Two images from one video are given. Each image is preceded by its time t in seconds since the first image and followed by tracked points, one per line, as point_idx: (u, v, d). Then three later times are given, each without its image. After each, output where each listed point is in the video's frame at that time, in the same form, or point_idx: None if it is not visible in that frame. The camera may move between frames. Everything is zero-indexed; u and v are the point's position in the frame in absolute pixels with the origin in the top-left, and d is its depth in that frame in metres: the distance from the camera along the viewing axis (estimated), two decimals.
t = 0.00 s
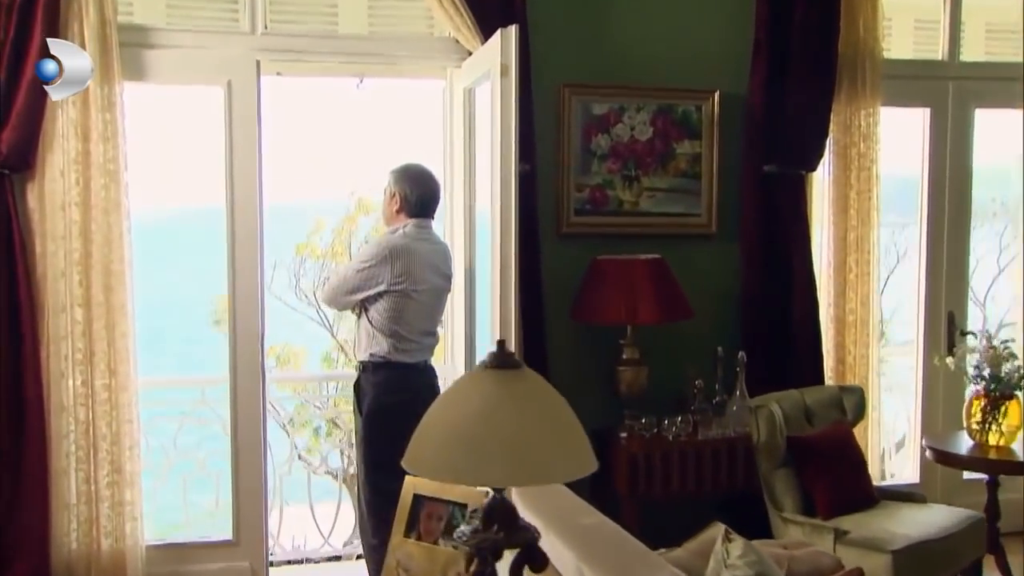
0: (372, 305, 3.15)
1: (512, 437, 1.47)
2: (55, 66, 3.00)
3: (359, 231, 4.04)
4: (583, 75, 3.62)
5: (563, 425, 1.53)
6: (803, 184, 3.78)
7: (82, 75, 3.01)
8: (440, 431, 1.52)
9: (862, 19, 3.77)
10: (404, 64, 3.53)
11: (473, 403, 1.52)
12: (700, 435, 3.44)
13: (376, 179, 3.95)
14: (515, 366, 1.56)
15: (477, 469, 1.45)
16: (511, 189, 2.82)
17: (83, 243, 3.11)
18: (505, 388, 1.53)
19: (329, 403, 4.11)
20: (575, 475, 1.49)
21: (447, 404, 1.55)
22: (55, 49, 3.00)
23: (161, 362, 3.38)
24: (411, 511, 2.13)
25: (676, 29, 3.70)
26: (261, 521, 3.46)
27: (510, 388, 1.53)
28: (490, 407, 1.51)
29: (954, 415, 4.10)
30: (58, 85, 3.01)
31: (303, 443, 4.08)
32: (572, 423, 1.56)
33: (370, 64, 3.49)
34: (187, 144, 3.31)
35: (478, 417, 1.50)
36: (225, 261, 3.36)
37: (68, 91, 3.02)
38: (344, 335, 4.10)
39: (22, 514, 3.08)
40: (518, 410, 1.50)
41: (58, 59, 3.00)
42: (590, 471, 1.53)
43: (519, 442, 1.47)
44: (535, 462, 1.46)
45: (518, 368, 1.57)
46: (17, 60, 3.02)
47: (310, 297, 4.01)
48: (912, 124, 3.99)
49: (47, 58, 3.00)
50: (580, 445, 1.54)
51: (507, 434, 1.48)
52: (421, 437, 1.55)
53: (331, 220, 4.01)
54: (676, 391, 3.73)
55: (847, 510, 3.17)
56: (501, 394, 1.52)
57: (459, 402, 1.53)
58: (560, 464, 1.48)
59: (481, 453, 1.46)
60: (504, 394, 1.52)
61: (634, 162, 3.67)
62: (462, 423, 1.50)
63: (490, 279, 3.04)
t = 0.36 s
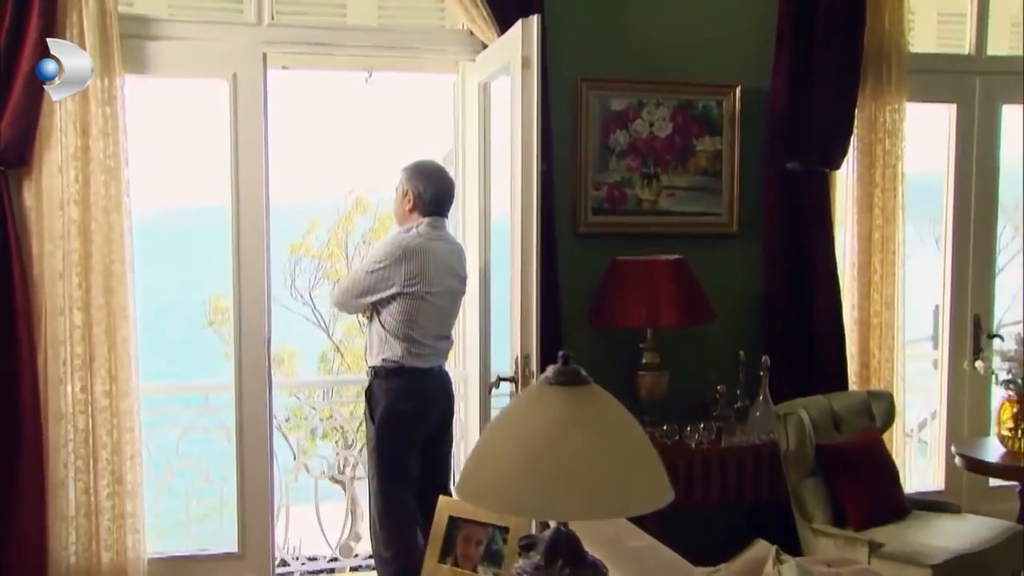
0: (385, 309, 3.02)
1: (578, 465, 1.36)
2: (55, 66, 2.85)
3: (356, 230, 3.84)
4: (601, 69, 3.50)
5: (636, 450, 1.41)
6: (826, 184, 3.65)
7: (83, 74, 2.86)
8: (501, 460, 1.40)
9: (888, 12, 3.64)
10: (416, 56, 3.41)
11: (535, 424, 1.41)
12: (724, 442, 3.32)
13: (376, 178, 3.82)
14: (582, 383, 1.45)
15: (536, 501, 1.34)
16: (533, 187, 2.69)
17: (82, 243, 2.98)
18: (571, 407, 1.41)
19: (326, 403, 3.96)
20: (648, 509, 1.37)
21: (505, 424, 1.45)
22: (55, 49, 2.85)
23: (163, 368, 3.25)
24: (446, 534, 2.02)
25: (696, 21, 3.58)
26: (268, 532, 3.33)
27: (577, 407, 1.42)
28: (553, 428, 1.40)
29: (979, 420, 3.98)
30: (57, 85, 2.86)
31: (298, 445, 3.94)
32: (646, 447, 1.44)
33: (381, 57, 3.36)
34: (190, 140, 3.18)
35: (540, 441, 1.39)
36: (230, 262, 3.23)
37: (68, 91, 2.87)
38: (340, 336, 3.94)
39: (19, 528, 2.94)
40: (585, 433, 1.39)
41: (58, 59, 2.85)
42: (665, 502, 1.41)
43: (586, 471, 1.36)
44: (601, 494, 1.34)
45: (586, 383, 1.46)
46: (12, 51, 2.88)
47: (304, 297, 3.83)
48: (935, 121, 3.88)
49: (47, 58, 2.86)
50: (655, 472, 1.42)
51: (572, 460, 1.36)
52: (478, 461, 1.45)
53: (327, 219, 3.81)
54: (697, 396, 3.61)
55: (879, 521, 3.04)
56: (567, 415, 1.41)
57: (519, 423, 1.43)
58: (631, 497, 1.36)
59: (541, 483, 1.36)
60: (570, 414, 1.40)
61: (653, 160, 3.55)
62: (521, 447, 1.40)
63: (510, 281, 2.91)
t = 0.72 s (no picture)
0: (398, 312, 2.88)
1: (674, 503, 1.23)
2: (55, 67, 2.72)
3: (351, 230, 3.71)
4: (621, 63, 3.37)
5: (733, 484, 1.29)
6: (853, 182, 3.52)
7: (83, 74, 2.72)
8: (584, 490, 1.27)
9: (916, 4, 3.52)
10: (428, 51, 3.27)
11: (624, 453, 1.28)
12: (749, 451, 3.19)
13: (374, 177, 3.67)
14: (669, 405, 1.32)
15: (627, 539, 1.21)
16: (557, 186, 2.56)
17: (81, 244, 2.84)
18: (662, 433, 1.29)
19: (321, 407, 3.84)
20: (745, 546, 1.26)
21: (587, 445, 1.32)
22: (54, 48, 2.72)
23: (166, 374, 3.11)
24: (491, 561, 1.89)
25: (718, 14, 3.45)
26: (275, 545, 3.20)
27: (669, 433, 1.29)
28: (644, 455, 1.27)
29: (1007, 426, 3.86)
30: (57, 85, 2.72)
31: (295, 449, 3.79)
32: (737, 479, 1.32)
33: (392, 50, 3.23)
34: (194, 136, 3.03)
35: (628, 474, 1.26)
36: (237, 264, 3.10)
37: (67, 92, 2.73)
38: (336, 337, 3.79)
39: (15, 543, 2.80)
40: (678, 465, 1.26)
41: (58, 58, 2.72)
42: (761, 544, 1.28)
43: (683, 505, 1.23)
44: (704, 536, 1.21)
45: (673, 405, 1.34)
46: (7, 43, 2.74)
47: (299, 298, 3.69)
48: (964, 118, 3.75)
49: (47, 58, 2.73)
50: (748, 505, 1.30)
51: (667, 496, 1.24)
52: (549, 491, 1.32)
53: (320, 219, 3.67)
54: (719, 403, 3.49)
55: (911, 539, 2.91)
56: (660, 442, 1.28)
57: (601, 450, 1.30)
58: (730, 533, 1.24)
59: (628, 518, 1.23)
60: (660, 440, 1.28)
61: (674, 157, 3.42)
62: (606, 474, 1.27)
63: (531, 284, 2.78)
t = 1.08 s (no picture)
0: (412, 316, 2.74)
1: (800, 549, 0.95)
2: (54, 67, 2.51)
3: (345, 230, 3.59)
4: (641, 56, 3.24)
5: (873, 534, 1.00)
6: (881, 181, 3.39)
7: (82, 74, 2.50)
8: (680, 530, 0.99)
9: None
10: (441, 43, 3.14)
11: (734, 488, 0.99)
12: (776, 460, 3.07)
13: (376, 177, 3.55)
14: (788, 434, 1.04)
15: None
16: (583, 183, 2.42)
17: (79, 245, 2.69)
18: (783, 466, 1.00)
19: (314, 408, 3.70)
20: None
21: (683, 473, 1.04)
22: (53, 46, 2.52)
23: (167, 381, 2.97)
24: None
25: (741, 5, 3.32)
26: (284, 562, 3.05)
27: (790, 465, 1.01)
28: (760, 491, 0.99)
29: None
30: (57, 85, 2.50)
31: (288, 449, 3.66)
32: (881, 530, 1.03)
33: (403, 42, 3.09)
34: (197, 131, 2.89)
35: (743, 514, 0.97)
36: (242, 266, 2.95)
37: (67, 92, 2.51)
38: (331, 338, 3.65)
39: (9, 561, 2.65)
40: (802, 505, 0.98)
41: (57, 58, 2.51)
42: None
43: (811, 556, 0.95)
44: None
45: (792, 433, 1.05)
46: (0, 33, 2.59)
47: (293, 299, 3.57)
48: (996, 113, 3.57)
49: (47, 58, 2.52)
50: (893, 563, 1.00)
51: (790, 544, 0.95)
52: (638, 534, 1.03)
53: (315, 219, 3.56)
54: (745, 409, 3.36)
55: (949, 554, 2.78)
56: (781, 478, 0.99)
57: (704, 483, 1.01)
58: None
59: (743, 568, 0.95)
60: (779, 474, 1.00)
61: (696, 154, 3.29)
62: (707, 513, 0.99)
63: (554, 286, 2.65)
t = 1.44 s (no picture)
0: (428, 323, 2.61)
1: None
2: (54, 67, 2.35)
3: (337, 233, 3.50)
4: (661, 51, 3.11)
5: None
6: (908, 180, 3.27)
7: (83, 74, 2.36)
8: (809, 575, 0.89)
9: None
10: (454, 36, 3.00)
11: (882, 531, 0.88)
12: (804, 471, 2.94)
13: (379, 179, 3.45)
14: (948, 475, 0.92)
15: None
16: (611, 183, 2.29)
17: (74, 249, 2.55)
18: (941, 510, 0.88)
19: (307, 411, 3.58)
20: None
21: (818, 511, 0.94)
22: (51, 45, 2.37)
23: (166, 391, 2.82)
24: None
25: None
26: None
27: (949, 509, 0.88)
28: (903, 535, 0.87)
29: None
30: (57, 85, 2.36)
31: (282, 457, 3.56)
32: None
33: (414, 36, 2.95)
34: (198, 129, 2.74)
35: (895, 562, 0.86)
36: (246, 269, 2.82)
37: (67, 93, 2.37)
38: (323, 341, 3.55)
39: None
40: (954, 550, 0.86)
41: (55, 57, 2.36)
42: None
43: None
44: None
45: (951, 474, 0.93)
46: None
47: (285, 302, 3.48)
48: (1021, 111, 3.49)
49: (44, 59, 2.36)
50: None
51: None
52: None
53: (307, 220, 3.47)
54: (768, 418, 3.24)
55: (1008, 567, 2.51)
56: (935, 522, 0.87)
57: (847, 523, 0.90)
58: None
59: None
60: (928, 516, 0.88)
61: (717, 153, 3.16)
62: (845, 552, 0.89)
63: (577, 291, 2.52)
